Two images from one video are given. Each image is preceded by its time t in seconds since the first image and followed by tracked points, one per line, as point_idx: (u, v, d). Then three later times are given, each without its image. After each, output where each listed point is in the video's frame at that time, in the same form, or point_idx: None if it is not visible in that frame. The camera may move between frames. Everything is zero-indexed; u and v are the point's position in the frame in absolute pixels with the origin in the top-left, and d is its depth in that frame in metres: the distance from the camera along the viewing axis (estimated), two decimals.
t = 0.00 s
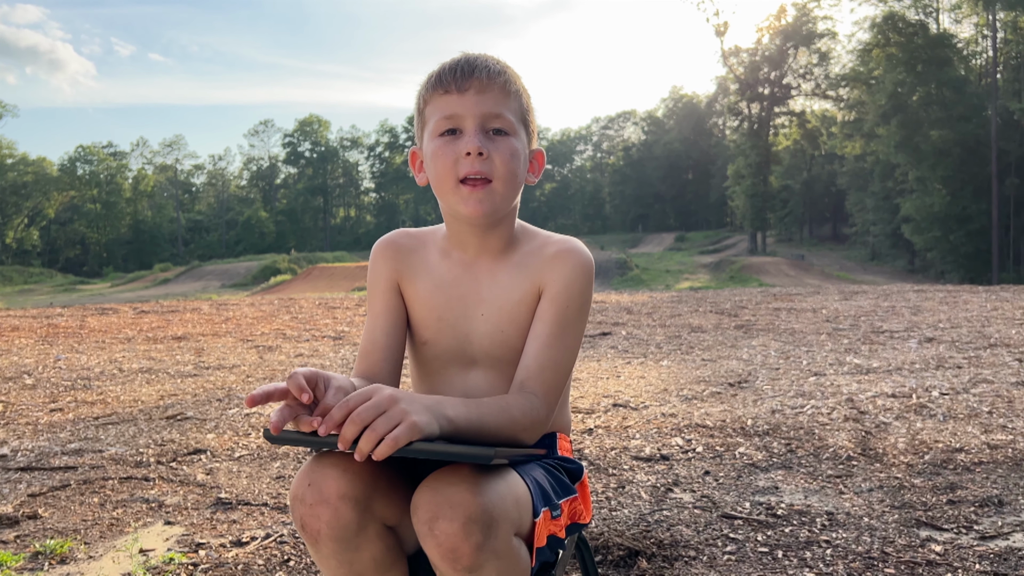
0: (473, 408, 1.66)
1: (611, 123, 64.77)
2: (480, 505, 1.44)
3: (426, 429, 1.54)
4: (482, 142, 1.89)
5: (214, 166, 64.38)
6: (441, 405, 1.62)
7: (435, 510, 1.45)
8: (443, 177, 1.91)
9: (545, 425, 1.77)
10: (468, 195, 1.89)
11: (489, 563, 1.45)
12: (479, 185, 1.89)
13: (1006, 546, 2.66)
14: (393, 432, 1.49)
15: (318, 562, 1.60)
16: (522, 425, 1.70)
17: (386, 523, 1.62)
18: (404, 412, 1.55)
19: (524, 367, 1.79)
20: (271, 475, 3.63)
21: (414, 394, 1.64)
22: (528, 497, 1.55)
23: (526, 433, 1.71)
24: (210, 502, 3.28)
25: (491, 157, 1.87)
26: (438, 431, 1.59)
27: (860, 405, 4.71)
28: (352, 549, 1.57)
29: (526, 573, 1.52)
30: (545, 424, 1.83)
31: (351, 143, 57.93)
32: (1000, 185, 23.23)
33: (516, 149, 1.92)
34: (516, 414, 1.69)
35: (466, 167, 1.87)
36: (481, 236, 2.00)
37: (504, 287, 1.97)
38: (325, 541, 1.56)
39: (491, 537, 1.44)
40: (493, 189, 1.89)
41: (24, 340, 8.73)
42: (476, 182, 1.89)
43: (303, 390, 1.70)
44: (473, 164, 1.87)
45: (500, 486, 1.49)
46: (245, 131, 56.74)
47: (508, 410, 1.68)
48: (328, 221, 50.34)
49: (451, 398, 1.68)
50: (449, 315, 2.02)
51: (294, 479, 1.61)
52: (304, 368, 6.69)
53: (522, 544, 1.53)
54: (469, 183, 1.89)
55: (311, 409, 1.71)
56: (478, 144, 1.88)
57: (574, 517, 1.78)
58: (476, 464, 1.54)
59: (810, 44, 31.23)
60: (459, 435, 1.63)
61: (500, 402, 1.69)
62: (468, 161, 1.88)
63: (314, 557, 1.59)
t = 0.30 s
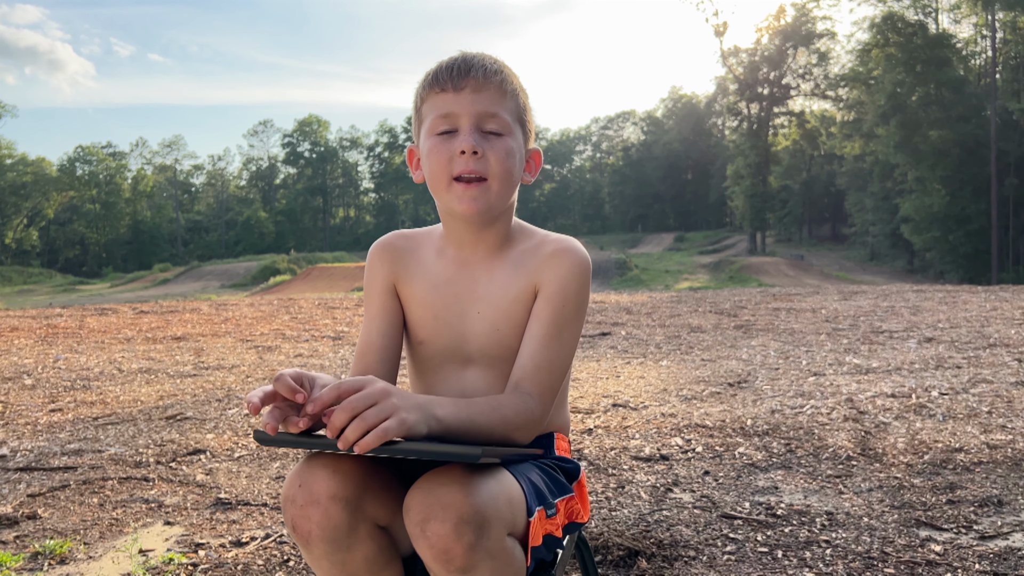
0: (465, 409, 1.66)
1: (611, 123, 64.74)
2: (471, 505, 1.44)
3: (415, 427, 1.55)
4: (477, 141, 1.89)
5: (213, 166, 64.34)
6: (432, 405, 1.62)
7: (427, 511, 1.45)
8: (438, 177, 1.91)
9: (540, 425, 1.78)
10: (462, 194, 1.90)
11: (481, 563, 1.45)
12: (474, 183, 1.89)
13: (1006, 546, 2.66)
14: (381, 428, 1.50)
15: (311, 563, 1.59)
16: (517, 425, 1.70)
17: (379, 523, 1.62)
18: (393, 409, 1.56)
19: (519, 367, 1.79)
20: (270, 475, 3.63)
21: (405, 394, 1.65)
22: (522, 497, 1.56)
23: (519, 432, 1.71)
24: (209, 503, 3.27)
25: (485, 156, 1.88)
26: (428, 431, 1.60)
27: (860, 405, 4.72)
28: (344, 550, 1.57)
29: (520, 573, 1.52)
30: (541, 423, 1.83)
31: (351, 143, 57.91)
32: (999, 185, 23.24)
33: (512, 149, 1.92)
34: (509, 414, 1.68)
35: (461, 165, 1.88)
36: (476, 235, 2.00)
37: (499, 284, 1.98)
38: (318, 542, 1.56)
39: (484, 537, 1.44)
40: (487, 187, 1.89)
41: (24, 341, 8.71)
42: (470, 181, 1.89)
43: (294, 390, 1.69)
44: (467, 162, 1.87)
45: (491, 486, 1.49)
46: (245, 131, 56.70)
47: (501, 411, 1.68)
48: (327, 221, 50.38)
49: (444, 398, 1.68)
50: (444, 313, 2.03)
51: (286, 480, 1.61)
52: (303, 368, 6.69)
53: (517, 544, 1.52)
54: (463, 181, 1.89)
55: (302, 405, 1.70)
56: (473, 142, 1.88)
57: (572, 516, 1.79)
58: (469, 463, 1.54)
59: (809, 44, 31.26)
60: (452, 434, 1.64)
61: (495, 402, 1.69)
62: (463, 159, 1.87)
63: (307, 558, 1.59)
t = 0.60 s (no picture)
0: (466, 408, 1.66)
1: (610, 123, 64.71)
2: (475, 504, 1.44)
3: (416, 427, 1.55)
4: (472, 146, 1.89)
5: (213, 166, 64.24)
6: (434, 404, 1.62)
7: (431, 511, 1.45)
8: (435, 182, 1.91)
9: (540, 423, 1.78)
10: (459, 198, 1.89)
11: (484, 562, 1.45)
12: (471, 188, 1.89)
13: (1005, 546, 2.66)
14: (379, 425, 1.51)
15: (313, 563, 1.60)
16: (518, 424, 1.70)
17: (381, 522, 1.62)
18: (393, 408, 1.56)
19: (518, 367, 1.79)
20: (270, 476, 3.63)
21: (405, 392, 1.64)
22: (524, 495, 1.56)
23: (520, 432, 1.71)
24: (209, 503, 3.27)
25: (481, 161, 1.88)
26: (428, 430, 1.60)
27: (859, 404, 4.72)
28: (347, 550, 1.57)
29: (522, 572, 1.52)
30: (542, 422, 1.84)
31: (350, 143, 57.87)
32: (999, 185, 23.26)
33: (509, 153, 1.92)
34: (510, 412, 1.69)
35: (457, 171, 1.87)
36: (473, 238, 2.00)
37: (498, 285, 1.98)
38: (319, 542, 1.56)
39: (488, 534, 1.45)
40: (483, 192, 1.89)
41: (23, 341, 8.69)
42: (466, 186, 1.89)
43: (297, 389, 1.69)
44: (463, 168, 1.87)
45: (494, 483, 1.49)
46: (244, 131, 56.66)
47: (502, 410, 1.68)
48: (326, 221, 50.44)
49: (445, 398, 1.68)
50: (443, 315, 2.03)
51: (288, 480, 1.61)
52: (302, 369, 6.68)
53: (519, 542, 1.52)
54: (460, 186, 1.89)
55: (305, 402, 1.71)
56: (469, 148, 1.88)
57: (572, 516, 1.79)
58: (470, 462, 1.55)
59: (808, 44, 31.29)
60: (453, 432, 1.64)
61: (495, 401, 1.69)
62: (459, 165, 1.87)
63: (309, 558, 1.59)
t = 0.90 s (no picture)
0: (466, 408, 1.66)
1: (610, 123, 64.65)
2: (475, 506, 1.44)
3: (413, 429, 1.55)
4: (472, 144, 1.89)
5: (212, 167, 64.17)
6: (433, 405, 1.62)
7: (431, 512, 1.44)
8: (435, 180, 1.91)
9: (540, 425, 1.77)
10: (460, 198, 1.89)
11: (485, 563, 1.45)
12: (472, 187, 1.88)
13: (1004, 547, 2.66)
14: (377, 429, 1.51)
15: (311, 564, 1.59)
16: (518, 425, 1.70)
17: (379, 523, 1.62)
18: (394, 410, 1.55)
19: (519, 368, 1.79)
20: (269, 477, 3.62)
21: (402, 395, 1.64)
22: (523, 495, 1.55)
23: (521, 432, 1.71)
24: (208, 503, 3.27)
25: (482, 158, 1.87)
26: (426, 432, 1.59)
27: (859, 405, 4.73)
28: (345, 550, 1.57)
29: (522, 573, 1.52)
30: (542, 424, 1.83)
31: (350, 144, 57.83)
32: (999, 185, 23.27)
33: (508, 151, 1.92)
34: (511, 413, 1.69)
35: (458, 169, 1.87)
36: (473, 238, 1.99)
37: (498, 287, 1.97)
38: (317, 544, 1.56)
39: (487, 537, 1.44)
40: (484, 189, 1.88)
41: (21, 342, 8.67)
42: (468, 184, 1.88)
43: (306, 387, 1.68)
44: (465, 165, 1.86)
45: (494, 486, 1.49)
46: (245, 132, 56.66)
47: (503, 410, 1.68)
48: (326, 221, 50.44)
49: (444, 398, 1.68)
50: (445, 316, 2.02)
51: (286, 481, 1.61)
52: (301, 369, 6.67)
53: (519, 544, 1.52)
54: (461, 184, 1.88)
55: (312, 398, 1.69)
56: (470, 146, 1.88)
57: (572, 516, 1.79)
58: (469, 463, 1.55)
59: (808, 45, 31.32)
60: (452, 433, 1.64)
61: (495, 400, 1.69)
62: (459, 163, 1.87)
63: (307, 559, 1.59)
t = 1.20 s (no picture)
0: (463, 411, 1.66)
1: (609, 124, 64.65)
2: (474, 508, 1.44)
3: (408, 433, 1.56)
4: (473, 144, 1.89)
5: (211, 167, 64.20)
6: (430, 408, 1.63)
7: (429, 515, 1.45)
8: (434, 180, 1.91)
9: (538, 426, 1.78)
10: (460, 198, 1.89)
11: (482, 566, 1.45)
12: (472, 186, 1.88)
13: (1004, 547, 2.66)
14: (374, 430, 1.51)
15: (308, 566, 1.60)
16: (515, 426, 1.70)
17: (375, 525, 1.62)
18: (392, 413, 1.56)
19: (518, 369, 1.80)
20: (268, 477, 3.63)
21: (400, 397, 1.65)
22: (521, 498, 1.56)
23: (518, 433, 1.71)
24: (208, 504, 3.28)
25: (482, 159, 1.88)
26: (423, 434, 1.60)
27: (859, 406, 4.73)
28: (342, 550, 1.57)
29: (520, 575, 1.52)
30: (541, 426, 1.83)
31: (349, 144, 57.82)
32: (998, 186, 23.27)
33: (507, 151, 1.92)
34: (508, 414, 1.69)
35: (458, 169, 1.87)
36: (472, 238, 1.99)
37: (498, 289, 1.98)
38: (314, 545, 1.56)
39: (485, 539, 1.45)
40: (485, 189, 1.88)
41: (21, 343, 8.69)
42: (467, 183, 1.89)
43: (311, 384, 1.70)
44: (465, 166, 1.87)
45: (490, 488, 1.49)
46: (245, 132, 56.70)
47: (500, 412, 1.68)
48: (326, 222, 50.46)
49: (440, 402, 1.69)
50: (445, 318, 2.02)
51: (283, 484, 1.61)
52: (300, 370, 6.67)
53: (517, 546, 1.53)
54: (461, 184, 1.88)
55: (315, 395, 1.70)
56: (470, 146, 1.88)
57: (571, 519, 1.79)
58: (465, 465, 1.55)
59: (807, 45, 31.33)
60: (449, 435, 1.64)
61: (492, 402, 1.70)
62: (460, 163, 1.87)
63: (305, 561, 1.60)
